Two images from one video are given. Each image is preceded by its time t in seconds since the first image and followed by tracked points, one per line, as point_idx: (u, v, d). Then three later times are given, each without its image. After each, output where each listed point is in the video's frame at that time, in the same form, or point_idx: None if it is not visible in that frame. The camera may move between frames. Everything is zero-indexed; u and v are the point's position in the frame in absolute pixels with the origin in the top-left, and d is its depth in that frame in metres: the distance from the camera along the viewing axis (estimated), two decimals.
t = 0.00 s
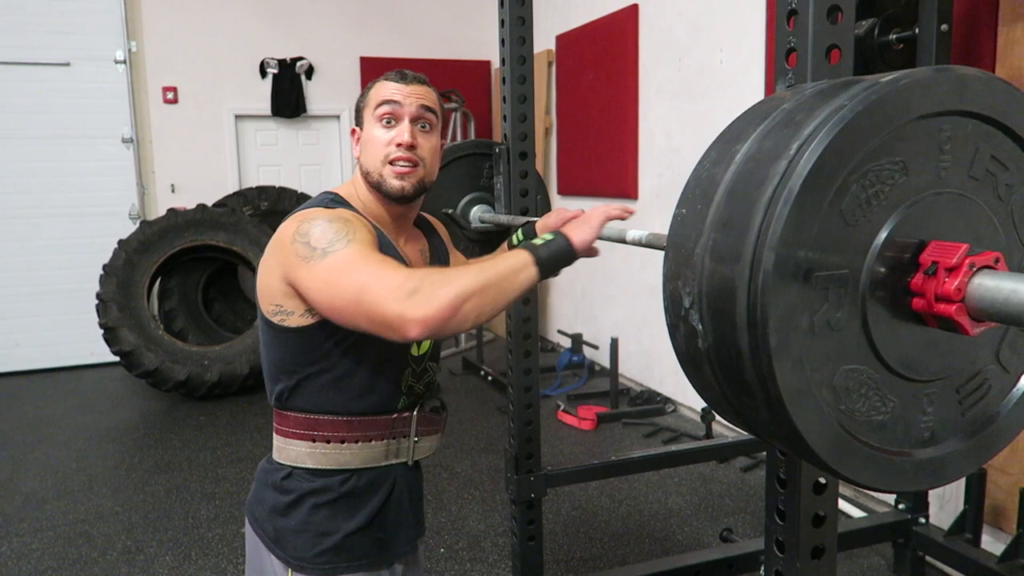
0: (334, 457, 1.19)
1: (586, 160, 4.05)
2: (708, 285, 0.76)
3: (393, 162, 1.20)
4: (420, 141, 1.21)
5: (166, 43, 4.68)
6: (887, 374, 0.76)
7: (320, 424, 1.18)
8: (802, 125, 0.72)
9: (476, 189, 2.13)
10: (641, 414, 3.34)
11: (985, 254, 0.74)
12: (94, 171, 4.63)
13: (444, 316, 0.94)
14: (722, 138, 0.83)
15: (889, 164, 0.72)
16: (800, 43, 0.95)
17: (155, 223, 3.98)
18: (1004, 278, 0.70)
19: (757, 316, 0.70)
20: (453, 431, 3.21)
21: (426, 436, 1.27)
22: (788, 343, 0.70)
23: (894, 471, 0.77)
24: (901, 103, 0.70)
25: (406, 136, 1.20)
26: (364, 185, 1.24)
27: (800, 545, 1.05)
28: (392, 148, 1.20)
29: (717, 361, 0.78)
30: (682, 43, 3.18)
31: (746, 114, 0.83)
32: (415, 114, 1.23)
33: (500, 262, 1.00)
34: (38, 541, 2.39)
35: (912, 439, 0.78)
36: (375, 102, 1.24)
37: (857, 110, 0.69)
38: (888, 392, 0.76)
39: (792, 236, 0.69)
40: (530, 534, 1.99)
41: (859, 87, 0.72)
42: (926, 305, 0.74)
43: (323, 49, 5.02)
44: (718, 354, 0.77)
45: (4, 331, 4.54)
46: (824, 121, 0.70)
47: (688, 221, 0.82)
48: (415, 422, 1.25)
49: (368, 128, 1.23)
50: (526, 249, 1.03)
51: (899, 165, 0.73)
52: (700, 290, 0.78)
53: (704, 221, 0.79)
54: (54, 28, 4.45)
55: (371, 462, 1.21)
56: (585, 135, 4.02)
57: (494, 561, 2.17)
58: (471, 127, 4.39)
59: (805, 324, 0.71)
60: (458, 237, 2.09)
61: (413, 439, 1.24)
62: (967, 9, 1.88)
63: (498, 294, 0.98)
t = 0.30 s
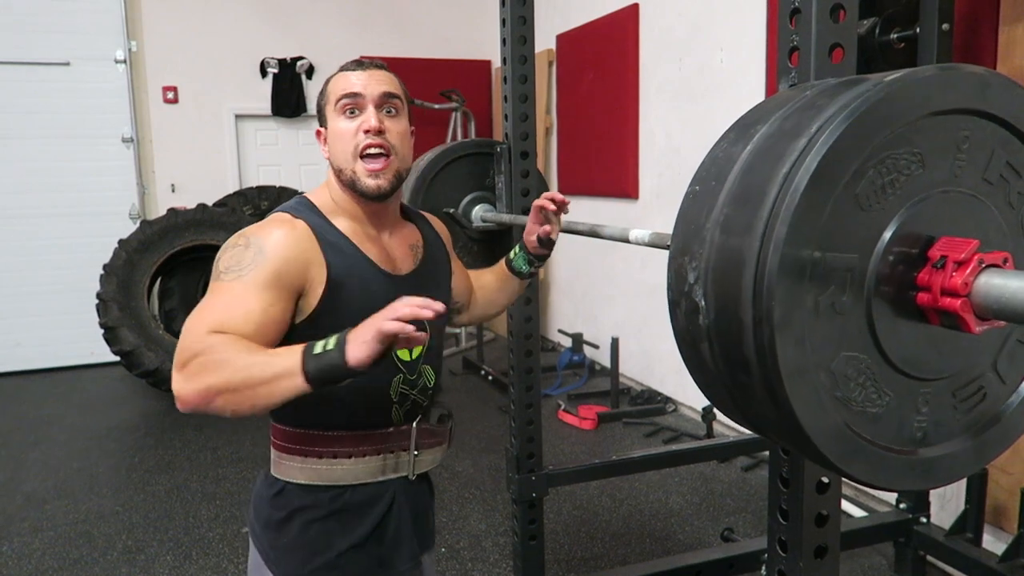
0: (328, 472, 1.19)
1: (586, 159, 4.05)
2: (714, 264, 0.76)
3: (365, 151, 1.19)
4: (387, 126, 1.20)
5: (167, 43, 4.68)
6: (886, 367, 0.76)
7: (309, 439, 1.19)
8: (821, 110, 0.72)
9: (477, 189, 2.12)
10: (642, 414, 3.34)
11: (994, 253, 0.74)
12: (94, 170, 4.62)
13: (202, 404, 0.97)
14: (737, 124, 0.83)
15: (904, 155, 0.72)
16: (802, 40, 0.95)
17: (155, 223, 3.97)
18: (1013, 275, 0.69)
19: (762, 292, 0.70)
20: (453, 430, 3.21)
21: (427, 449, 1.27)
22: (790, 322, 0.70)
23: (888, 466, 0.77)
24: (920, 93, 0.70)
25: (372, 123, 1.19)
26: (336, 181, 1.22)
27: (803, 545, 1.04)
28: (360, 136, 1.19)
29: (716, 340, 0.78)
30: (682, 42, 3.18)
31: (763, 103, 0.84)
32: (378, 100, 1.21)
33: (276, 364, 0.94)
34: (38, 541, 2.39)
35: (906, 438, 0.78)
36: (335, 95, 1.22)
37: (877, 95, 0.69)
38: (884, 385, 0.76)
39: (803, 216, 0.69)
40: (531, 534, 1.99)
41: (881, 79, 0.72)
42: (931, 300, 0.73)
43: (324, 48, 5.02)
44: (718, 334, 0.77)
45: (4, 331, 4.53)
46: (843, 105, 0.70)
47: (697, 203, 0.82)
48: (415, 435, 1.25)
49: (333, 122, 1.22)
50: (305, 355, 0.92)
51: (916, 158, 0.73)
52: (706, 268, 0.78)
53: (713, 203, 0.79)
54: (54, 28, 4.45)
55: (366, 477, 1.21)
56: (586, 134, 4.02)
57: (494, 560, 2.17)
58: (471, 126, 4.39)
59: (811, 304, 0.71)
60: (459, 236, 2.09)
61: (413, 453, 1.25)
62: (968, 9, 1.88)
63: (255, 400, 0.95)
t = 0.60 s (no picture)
0: (313, 486, 1.18)
1: (593, 158, 4.05)
2: (726, 252, 0.76)
3: (352, 161, 1.16)
4: (378, 137, 1.17)
5: (174, 41, 4.69)
6: (894, 363, 0.76)
7: (295, 450, 1.18)
8: (840, 103, 0.72)
9: (484, 188, 2.12)
10: (648, 414, 3.33)
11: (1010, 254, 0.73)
12: (102, 168, 4.64)
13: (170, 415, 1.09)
14: (755, 117, 0.83)
15: (921, 151, 0.72)
16: (813, 40, 0.95)
17: (162, 221, 3.97)
18: None
19: (776, 278, 0.70)
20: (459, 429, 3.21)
21: (423, 463, 1.23)
22: (803, 309, 0.70)
23: (893, 463, 0.77)
24: (940, 90, 0.70)
25: (363, 133, 1.16)
26: (323, 180, 1.20)
27: (811, 544, 1.04)
28: (349, 145, 1.16)
29: (724, 328, 0.78)
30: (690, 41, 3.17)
31: (782, 98, 0.83)
32: (373, 108, 1.17)
33: (213, 368, 1.04)
34: (45, 537, 2.40)
35: (910, 436, 0.78)
36: (327, 92, 1.17)
37: (898, 89, 0.69)
38: (890, 381, 0.76)
39: (819, 205, 0.69)
40: (537, 532, 1.99)
41: (902, 75, 0.72)
42: (942, 298, 0.73)
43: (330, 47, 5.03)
44: (727, 322, 0.77)
45: (12, 327, 4.56)
46: (863, 98, 0.70)
47: (710, 193, 0.82)
48: (408, 448, 1.21)
49: (321, 120, 1.18)
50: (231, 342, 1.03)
51: (935, 154, 0.73)
52: (718, 255, 0.78)
53: (727, 193, 0.79)
54: (62, 27, 4.47)
55: (354, 493, 1.18)
56: (593, 133, 4.01)
57: (500, 559, 2.18)
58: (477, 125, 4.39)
59: (825, 294, 0.71)
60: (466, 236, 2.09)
61: (407, 468, 1.21)
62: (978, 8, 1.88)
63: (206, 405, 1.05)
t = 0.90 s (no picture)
0: (321, 492, 1.19)
1: (600, 157, 4.05)
2: (735, 250, 0.76)
3: (368, 167, 1.17)
4: (394, 143, 1.17)
5: (183, 40, 4.71)
6: (902, 364, 0.76)
7: (306, 455, 1.19)
8: (851, 102, 0.72)
9: (492, 188, 2.12)
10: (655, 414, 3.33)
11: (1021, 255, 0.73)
12: (111, 166, 4.67)
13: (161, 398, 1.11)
14: (766, 116, 0.83)
15: (932, 152, 0.72)
16: (822, 41, 0.95)
17: (170, 219, 3.99)
18: None
19: (785, 275, 0.70)
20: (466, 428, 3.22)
21: (434, 475, 1.21)
22: (811, 306, 0.70)
23: (902, 464, 0.77)
24: (951, 91, 0.70)
25: (380, 138, 1.16)
26: (342, 183, 1.21)
27: (818, 545, 1.04)
28: (366, 151, 1.16)
29: (732, 326, 0.78)
30: (697, 41, 3.17)
31: (793, 97, 0.84)
32: (389, 113, 1.17)
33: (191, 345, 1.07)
34: (54, 533, 2.42)
35: (917, 438, 0.78)
36: (345, 97, 1.18)
37: (909, 90, 0.69)
38: (897, 381, 0.76)
39: (830, 203, 0.69)
40: (544, 532, 2.00)
41: (913, 75, 0.72)
42: (952, 299, 0.73)
43: (338, 46, 5.04)
44: (735, 321, 0.77)
45: (22, 324, 4.58)
46: (874, 98, 0.70)
47: (720, 192, 0.82)
48: (418, 460, 1.20)
49: (340, 125, 1.19)
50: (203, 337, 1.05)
51: (946, 154, 0.73)
52: (726, 253, 0.78)
53: (737, 191, 0.79)
54: (72, 25, 4.49)
55: (362, 501, 1.18)
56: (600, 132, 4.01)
57: (506, 558, 2.18)
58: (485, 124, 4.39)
59: (833, 293, 0.71)
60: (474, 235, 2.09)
61: (416, 479, 1.20)
62: (989, 8, 1.87)
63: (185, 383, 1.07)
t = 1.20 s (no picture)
0: (335, 482, 1.19)
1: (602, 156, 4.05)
2: (734, 253, 0.77)
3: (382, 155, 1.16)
4: (408, 131, 1.17)
5: (185, 39, 4.71)
6: (903, 364, 0.76)
7: (322, 444, 1.20)
8: (849, 104, 0.72)
9: (493, 187, 2.14)
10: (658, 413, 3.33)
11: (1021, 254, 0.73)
12: (114, 165, 4.67)
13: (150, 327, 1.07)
14: (762, 119, 0.83)
15: (930, 153, 0.72)
16: (823, 41, 0.95)
17: (173, 217, 4.00)
18: None
19: (784, 275, 0.70)
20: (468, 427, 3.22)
21: (449, 466, 1.22)
22: (811, 309, 0.70)
23: (908, 466, 0.77)
24: (947, 93, 0.70)
25: (393, 126, 1.16)
26: (355, 177, 1.20)
27: (819, 544, 1.04)
28: (381, 140, 1.16)
29: (732, 328, 0.78)
30: (699, 40, 3.17)
31: (789, 99, 0.84)
32: (403, 101, 1.18)
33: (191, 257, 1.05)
34: (57, 530, 2.42)
35: (920, 437, 0.78)
36: (359, 88, 1.19)
37: (907, 91, 0.69)
38: (900, 383, 0.76)
39: (826, 209, 0.69)
40: (545, 530, 1.99)
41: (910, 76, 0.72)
42: (952, 299, 0.73)
43: (341, 44, 5.04)
44: (734, 322, 0.77)
45: (25, 323, 4.59)
46: (872, 99, 0.70)
47: (718, 196, 0.82)
48: (434, 450, 1.20)
49: (354, 116, 1.19)
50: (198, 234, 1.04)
51: (943, 155, 0.73)
52: (725, 257, 0.78)
53: (736, 194, 0.79)
54: (75, 24, 4.50)
55: (377, 491, 1.19)
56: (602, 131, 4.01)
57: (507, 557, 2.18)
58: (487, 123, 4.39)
59: (834, 295, 0.71)
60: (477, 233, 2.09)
61: (431, 469, 1.20)
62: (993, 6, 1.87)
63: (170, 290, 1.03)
